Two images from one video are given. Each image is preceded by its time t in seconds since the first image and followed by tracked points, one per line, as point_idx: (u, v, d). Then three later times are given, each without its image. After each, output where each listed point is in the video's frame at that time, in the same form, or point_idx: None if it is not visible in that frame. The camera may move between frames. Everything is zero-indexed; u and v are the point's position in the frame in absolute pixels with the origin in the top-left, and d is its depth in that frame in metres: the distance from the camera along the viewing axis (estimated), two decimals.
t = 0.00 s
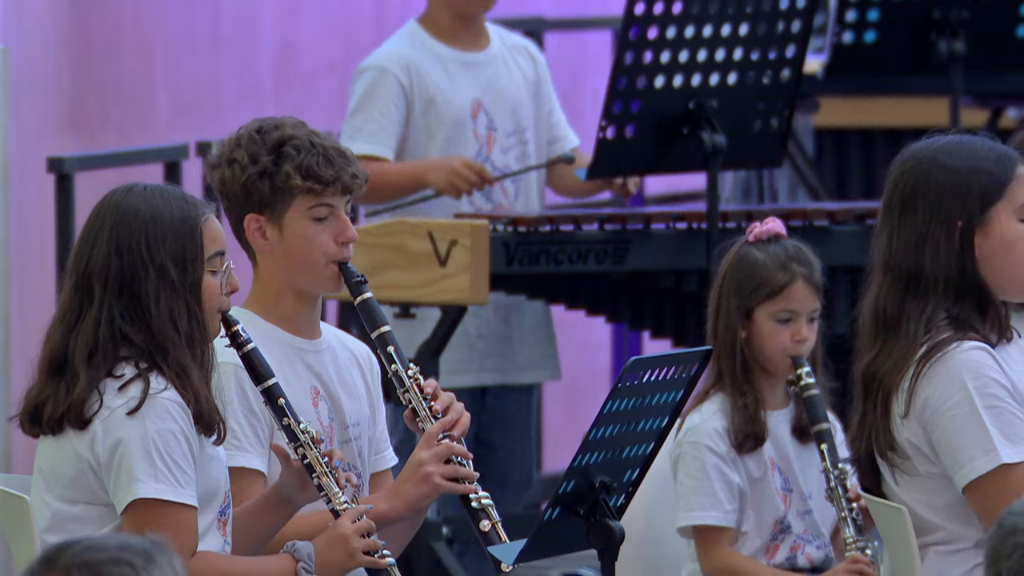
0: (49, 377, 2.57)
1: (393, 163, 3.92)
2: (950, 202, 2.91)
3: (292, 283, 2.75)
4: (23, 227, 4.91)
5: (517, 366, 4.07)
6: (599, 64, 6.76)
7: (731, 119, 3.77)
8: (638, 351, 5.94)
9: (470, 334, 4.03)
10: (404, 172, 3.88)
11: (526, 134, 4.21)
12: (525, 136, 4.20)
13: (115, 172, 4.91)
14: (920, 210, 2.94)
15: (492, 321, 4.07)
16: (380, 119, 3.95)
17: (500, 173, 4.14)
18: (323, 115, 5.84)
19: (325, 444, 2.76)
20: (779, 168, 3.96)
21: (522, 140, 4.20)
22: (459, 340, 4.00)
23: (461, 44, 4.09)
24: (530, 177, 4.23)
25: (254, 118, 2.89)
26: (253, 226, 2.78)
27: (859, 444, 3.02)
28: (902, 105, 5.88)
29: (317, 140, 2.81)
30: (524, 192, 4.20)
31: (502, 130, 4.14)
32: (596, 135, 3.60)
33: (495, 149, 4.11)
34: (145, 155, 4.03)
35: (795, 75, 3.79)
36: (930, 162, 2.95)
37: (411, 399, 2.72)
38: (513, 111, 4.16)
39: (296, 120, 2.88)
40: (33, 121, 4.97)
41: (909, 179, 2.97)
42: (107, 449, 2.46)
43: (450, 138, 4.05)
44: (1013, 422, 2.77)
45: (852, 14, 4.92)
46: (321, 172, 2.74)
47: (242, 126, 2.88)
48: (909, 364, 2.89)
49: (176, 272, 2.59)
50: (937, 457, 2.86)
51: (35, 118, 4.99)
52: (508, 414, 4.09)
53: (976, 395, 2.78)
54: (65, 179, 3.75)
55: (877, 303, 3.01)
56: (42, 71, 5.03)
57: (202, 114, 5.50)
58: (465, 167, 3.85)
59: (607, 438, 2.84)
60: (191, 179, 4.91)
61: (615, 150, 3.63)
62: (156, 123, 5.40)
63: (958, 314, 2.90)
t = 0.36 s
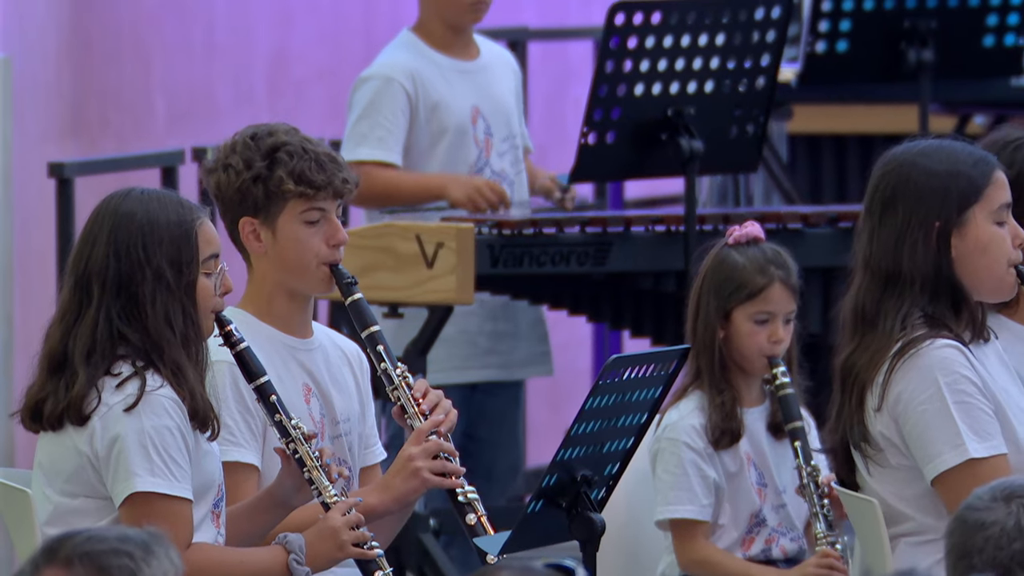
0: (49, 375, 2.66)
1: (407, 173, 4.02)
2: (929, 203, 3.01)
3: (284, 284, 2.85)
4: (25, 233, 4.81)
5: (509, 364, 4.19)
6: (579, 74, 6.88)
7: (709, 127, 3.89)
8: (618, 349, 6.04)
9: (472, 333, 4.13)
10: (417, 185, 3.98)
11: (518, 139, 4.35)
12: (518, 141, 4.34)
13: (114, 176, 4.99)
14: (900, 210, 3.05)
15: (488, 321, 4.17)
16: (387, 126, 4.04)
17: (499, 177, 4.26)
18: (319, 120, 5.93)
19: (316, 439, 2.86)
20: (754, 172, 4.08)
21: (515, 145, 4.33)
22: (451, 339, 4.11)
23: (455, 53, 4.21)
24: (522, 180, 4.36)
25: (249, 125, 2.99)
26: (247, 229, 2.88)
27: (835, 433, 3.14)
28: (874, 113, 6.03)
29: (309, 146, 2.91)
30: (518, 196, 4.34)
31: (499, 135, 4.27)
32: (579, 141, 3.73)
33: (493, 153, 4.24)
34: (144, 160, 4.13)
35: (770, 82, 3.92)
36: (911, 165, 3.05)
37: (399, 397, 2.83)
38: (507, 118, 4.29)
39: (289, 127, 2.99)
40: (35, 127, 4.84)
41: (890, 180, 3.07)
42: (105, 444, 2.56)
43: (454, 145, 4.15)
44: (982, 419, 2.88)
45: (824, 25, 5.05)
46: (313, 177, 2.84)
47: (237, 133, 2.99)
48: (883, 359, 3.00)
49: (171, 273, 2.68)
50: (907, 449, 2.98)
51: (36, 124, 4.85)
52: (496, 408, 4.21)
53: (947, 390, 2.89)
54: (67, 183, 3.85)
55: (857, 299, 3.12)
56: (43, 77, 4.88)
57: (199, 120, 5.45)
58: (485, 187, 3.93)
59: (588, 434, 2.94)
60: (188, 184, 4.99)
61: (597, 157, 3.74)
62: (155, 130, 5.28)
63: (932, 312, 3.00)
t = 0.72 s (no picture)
0: (45, 372, 2.76)
1: (393, 180, 4.13)
2: (893, 206, 3.14)
3: (274, 285, 2.95)
4: (22, 230, 5.11)
5: (490, 359, 4.31)
6: (558, 82, 6.97)
7: (682, 132, 4.01)
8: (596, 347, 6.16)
9: (452, 328, 4.25)
10: (402, 192, 4.09)
11: (498, 144, 4.45)
12: (498, 147, 4.45)
13: (109, 181, 5.08)
14: (865, 213, 3.17)
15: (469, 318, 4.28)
16: (372, 128, 4.15)
17: (480, 180, 4.37)
18: (302, 127, 6.02)
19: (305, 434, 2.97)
20: (727, 177, 4.19)
21: (495, 151, 4.44)
22: (433, 337, 4.23)
23: (439, 61, 4.32)
24: (500, 186, 4.48)
25: (239, 131, 3.10)
26: (238, 232, 2.98)
27: (806, 429, 3.25)
28: (842, 118, 6.16)
29: (299, 151, 3.01)
30: (497, 200, 4.45)
31: (480, 141, 4.37)
32: (557, 146, 3.85)
33: (474, 157, 4.34)
34: (136, 165, 4.24)
35: (742, 91, 4.02)
36: (875, 170, 3.18)
37: (385, 395, 2.93)
38: (487, 124, 4.40)
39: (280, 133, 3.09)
40: (34, 132, 5.17)
41: (856, 184, 3.20)
42: (99, 439, 2.66)
43: (436, 148, 4.25)
44: (951, 413, 2.99)
45: (795, 34, 5.14)
46: (303, 182, 2.95)
47: (228, 139, 3.09)
48: (853, 358, 3.11)
49: (163, 273, 2.78)
50: (877, 444, 3.09)
51: (36, 130, 5.18)
52: (479, 403, 4.33)
53: (916, 387, 3.01)
54: (63, 187, 3.95)
55: (824, 300, 3.23)
56: (42, 84, 5.20)
57: (189, 124, 5.69)
58: (468, 201, 4.04)
59: (567, 429, 3.04)
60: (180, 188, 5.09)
61: (575, 162, 3.87)
62: (148, 136, 5.56)
63: (899, 311, 3.12)
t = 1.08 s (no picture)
0: (40, 371, 2.85)
1: (376, 184, 4.23)
2: (858, 209, 3.26)
3: (263, 286, 3.06)
4: (20, 239, 5.24)
5: (469, 356, 4.43)
6: (537, 90, 7.07)
7: (656, 137, 4.14)
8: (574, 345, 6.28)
9: (431, 326, 4.37)
10: (385, 196, 4.19)
11: (479, 150, 4.56)
12: (478, 152, 4.56)
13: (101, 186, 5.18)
14: (831, 215, 3.30)
15: (448, 317, 4.40)
16: (355, 134, 4.26)
17: (460, 184, 4.48)
18: (290, 132, 6.21)
19: (291, 430, 3.07)
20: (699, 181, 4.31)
21: (476, 156, 4.55)
22: (415, 335, 4.34)
23: (422, 69, 4.43)
24: (482, 190, 4.58)
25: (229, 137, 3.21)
26: (229, 234, 3.09)
27: (776, 425, 3.36)
28: (809, 125, 6.29)
29: (287, 156, 3.12)
30: (478, 204, 4.55)
31: (460, 146, 4.48)
32: (536, 151, 3.97)
33: (455, 162, 4.45)
34: (128, 170, 4.35)
35: (714, 98, 4.15)
36: (841, 175, 3.31)
37: (369, 393, 3.04)
38: (468, 129, 4.51)
39: (269, 138, 3.20)
40: (31, 139, 5.44)
41: (822, 187, 3.33)
42: (94, 434, 2.75)
43: (415, 153, 4.37)
44: (913, 413, 3.10)
45: (764, 44, 5.25)
46: (291, 186, 3.06)
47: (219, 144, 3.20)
48: (820, 357, 3.23)
49: (154, 274, 2.89)
50: (842, 440, 3.21)
51: (32, 136, 5.45)
52: (458, 399, 4.45)
53: (881, 387, 3.11)
54: (58, 191, 4.06)
55: (792, 300, 3.36)
56: (37, 91, 5.49)
57: (180, 131, 5.96)
58: (446, 204, 4.13)
59: (543, 425, 3.15)
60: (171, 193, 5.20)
61: (551, 167, 4.00)
62: (139, 143, 5.88)
63: (864, 312, 3.24)
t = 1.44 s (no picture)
0: (39, 367, 2.96)
1: (362, 188, 4.35)
2: (831, 211, 3.37)
3: (253, 286, 3.18)
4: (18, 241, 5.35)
5: (455, 353, 4.54)
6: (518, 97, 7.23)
7: (633, 144, 4.26)
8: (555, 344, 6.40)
9: (420, 325, 4.48)
10: (370, 200, 4.31)
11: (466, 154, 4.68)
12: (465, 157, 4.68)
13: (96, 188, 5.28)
14: (806, 215, 3.41)
15: (436, 315, 4.51)
16: (346, 139, 4.38)
17: (447, 187, 4.59)
18: (282, 140, 6.44)
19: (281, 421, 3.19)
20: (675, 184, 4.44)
21: (463, 160, 4.67)
22: (402, 333, 4.46)
23: (410, 77, 4.55)
24: (467, 193, 4.70)
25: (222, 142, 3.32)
26: (220, 236, 3.20)
27: (750, 419, 3.49)
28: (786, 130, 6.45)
29: (278, 161, 3.23)
30: (464, 208, 4.67)
31: (449, 150, 4.60)
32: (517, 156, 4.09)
33: (443, 165, 4.57)
34: (124, 174, 4.46)
35: (688, 105, 4.27)
36: (817, 178, 3.43)
37: (355, 389, 3.15)
38: (455, 134, 4.63)
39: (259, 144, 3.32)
40: (31, 146, 5.53)
41: (797, 190, 3.45)
42: (93, 428, 2.86)
43: (406, 158, 4.49)
44: (882, 410, 3.22)
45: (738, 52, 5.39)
46: (281, 190, 3.17)
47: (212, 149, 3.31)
48: (795, 354, 3.35)
49: (150, 273, 2.99)
50: (813, 434, 3.34)
51: (31, 144, 5.54)
52: (441, 395, 4.57)
53: (852, 385, 3.24)
54: (56, 194, 4.18)
55: (768, 297, 3.48)
56: (36, 96, 5.57)
57: (174, 136, 6.09)
58: (429, 207, 4.24)
59: (523, 421, 3.27)
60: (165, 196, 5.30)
61: (532, 172, 4.12)
62: (135, 147, 5.97)
63: (838, 311, 3.36)
